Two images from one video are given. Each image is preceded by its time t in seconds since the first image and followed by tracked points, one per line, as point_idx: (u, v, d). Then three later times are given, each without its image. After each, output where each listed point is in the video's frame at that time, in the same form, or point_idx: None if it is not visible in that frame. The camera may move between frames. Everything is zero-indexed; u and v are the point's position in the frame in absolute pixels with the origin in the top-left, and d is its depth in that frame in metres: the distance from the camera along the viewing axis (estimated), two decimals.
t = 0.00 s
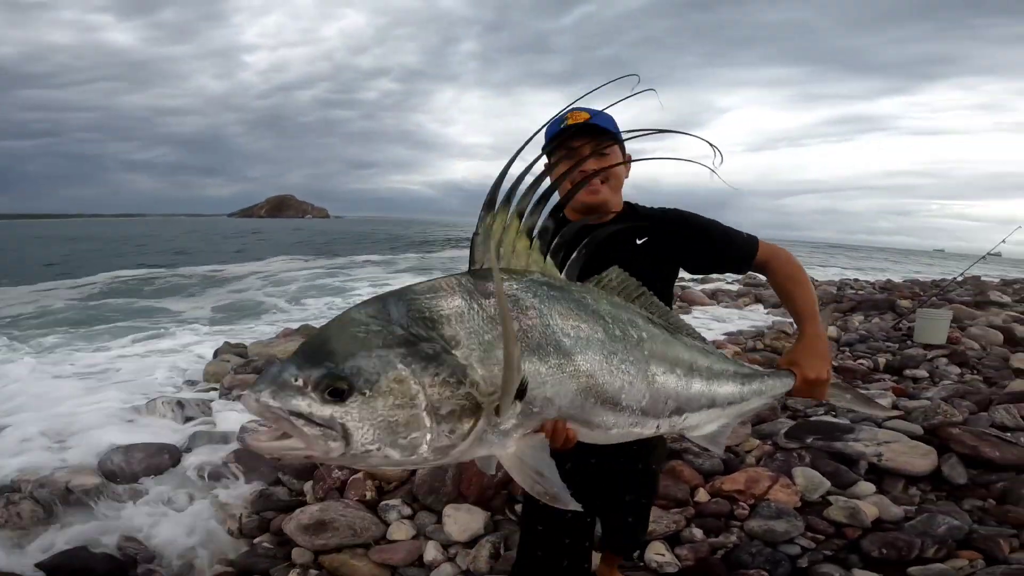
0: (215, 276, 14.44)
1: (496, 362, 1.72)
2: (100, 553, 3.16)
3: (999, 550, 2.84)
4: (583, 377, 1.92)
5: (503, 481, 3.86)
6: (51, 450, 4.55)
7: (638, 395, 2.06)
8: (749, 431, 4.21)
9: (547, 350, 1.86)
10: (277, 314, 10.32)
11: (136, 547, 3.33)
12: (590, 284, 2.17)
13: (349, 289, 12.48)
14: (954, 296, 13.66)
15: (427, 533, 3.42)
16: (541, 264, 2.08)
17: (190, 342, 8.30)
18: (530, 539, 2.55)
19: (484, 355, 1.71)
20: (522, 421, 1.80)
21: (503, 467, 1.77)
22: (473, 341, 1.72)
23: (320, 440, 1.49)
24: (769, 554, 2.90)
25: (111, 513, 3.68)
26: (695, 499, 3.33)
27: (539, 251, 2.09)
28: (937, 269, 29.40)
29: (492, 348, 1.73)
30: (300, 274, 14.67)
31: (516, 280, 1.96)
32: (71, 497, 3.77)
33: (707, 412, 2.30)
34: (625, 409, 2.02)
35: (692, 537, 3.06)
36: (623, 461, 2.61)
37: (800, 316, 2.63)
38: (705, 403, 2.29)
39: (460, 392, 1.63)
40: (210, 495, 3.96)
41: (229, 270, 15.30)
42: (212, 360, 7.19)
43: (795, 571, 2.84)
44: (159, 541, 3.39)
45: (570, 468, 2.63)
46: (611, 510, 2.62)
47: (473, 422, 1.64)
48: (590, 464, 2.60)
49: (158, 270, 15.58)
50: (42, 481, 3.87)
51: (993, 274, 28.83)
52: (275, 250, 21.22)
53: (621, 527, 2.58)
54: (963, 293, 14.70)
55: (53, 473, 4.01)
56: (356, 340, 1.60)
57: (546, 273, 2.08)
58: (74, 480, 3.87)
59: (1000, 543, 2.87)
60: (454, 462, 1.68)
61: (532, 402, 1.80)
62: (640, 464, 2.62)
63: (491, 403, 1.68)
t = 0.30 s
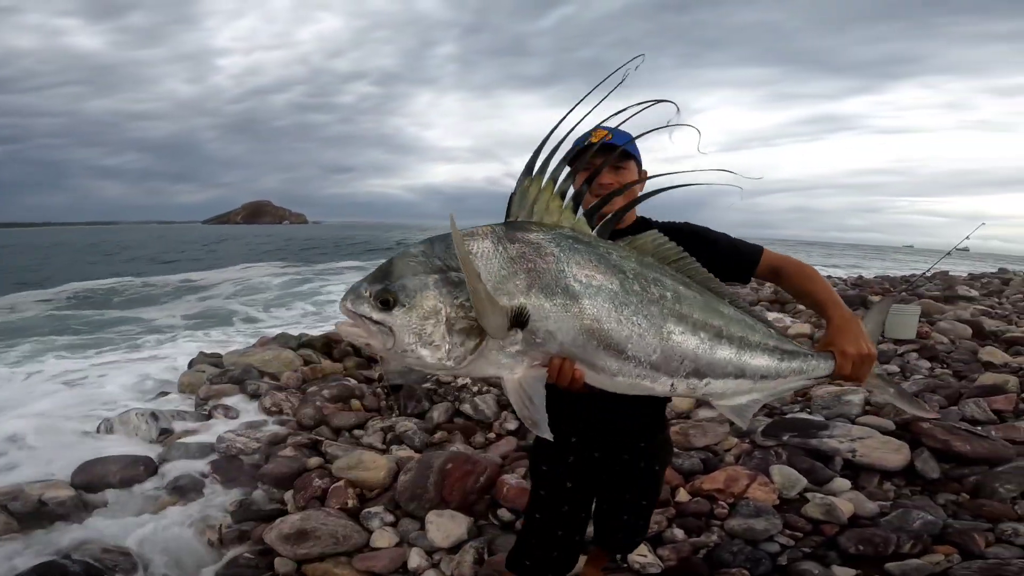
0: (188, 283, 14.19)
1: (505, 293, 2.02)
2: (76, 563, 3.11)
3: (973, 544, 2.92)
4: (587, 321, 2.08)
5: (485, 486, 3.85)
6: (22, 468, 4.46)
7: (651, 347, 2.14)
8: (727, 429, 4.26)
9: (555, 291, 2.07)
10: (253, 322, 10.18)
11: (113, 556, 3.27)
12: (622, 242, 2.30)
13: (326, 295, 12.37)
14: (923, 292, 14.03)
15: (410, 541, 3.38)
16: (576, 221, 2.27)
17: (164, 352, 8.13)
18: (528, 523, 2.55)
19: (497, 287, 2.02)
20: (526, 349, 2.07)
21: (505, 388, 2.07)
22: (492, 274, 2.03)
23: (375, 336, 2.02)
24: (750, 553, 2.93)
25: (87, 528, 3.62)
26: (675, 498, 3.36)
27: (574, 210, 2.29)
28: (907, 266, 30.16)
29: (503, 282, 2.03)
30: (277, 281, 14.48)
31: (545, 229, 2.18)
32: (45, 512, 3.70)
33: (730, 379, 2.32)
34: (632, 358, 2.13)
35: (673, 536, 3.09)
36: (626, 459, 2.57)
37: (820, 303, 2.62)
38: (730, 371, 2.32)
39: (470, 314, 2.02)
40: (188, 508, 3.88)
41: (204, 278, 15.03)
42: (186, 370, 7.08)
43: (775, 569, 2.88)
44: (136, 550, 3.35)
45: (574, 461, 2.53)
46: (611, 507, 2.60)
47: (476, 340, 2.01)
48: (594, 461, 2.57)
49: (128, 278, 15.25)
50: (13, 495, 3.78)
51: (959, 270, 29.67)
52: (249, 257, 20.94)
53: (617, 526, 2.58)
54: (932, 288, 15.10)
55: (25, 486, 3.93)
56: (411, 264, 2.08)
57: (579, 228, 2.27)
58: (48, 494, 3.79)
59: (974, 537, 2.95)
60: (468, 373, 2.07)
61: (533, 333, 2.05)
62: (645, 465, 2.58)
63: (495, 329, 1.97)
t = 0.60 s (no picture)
0: (170, 290, 14.10)
1: (476, 244, 2.13)
2: (58, 566, 3.12)
3: (940, 542, 2.99)
4: (548, 274, 2.15)
5: (467, 487, 3.90)
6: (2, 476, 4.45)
7: (608, 304, 2.20)
8: (704, 429, 4.36)
9: (521, 245, 2.14)
10: (237, 328, 10.16)
11: (95, 559, 3.28)
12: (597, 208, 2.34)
13: (311, 302, 12.37)
14: (901, 293, 14.32)
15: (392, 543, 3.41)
16: (556, 194, 2.32)
17: (146, 359, 8.09)
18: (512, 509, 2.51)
19: (470, 240, 2.13)
20: (496, 298, 2.16)
21: (481, 330, 2.20)
22: (470, 232, 2.14)
23: (387, 279, 2.22)
24: (723, 550, 3.00)
25: (69, 532, 3.63)
26: (651, 498, 3.43)
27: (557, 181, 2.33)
28: (887, 267, 30.68)
29: (475, 236, 2.14)
30: (262, 287, 14.42)
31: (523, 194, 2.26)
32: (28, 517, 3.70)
33: (694, 345, 2.32)
34: (590, 313, 2.19)
35: (648, 535, 3.15)
36: (609, 447, 2.47)
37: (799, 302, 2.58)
38: (694, 338, 2.32)
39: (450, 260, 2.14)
40: (170, 513, 3.88)
41: (187, 284, 14.93)
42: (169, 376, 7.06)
43: (748, 566, 2.95)
44: (118, 554, 3.36)
45: (556, 447, 2.47)
46: (594, 497, 2.48)
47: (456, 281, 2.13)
48: (577, 448, 2.48)
49: (109, 285, 15.11)
50: None
51: (938, 270, 30.25)
52: (233, 263, 20.81)
53: (600, 518, 2.45)
54: (909, 289, 15.41)
55: (6, 491, 3.93)
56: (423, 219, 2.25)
57: (559, 199, 2.32)
58: (31, 498, 3.80)
59: (941, 535, 3.02)
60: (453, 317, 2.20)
61: (497, 282, 2.14)
62: (627, 456, 2.47)
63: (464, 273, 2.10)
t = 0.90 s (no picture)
0: (160, 298, 14.11)
1: (440, 224, 2.24)
2: (54, 566, 3.20)
3: (912, 534, 3.10)
4: (499, 249, 2.24)
5: (453, 485, 3.99)
6: None
7: (555, 279, 2.29)
8: (686, 427, 4.47)
9: (477, 222, 2.24)
10: (227, 335, 10.20)
11: (90, 559, 3.35)
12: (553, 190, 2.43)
13: (302, 309, 12.43)
14: (885, 293, 14.56)
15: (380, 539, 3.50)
16: (516, 178, 2.44)
17: (137, 366, 8.14)
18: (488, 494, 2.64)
19: (435, 219, 2.24)
20: (459, 272, 2.29)
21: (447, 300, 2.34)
22: (435, 211, 2.25)
23: (358, 255, 2.35)
24: (700, 542, 3.11)
25: (64, 534, 3.70)
26: (632, 493, 3.54)
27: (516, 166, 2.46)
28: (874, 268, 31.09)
29: (440, 216, 2.24)
30: (252, 295, 14.46)
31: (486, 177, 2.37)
32: (22, 519, 3.77)
33: (637, 319, 2.39)
34: (537, 287, 2.28)
35: (629, 529, 3.26)
36: (575, 436, 2.53)
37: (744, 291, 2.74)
38: (639, 313, 2.39)
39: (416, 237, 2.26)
40: (163, 515, 3.95)
41: (178, 293, 14.95)
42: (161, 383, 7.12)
43: (725, 558, 3.06)
44: (112, 553, 3.44)
45: (525, 436, 2.57)
46: (564, 484, 2.56)
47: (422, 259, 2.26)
48: (547, 436, 2.58)
49: (99, 294, 15.10)
50: None
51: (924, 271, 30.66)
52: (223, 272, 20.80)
53: (571, 502, 2.53)
54: (893, 288, 15.68)
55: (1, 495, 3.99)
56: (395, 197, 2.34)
57: (519, 183, 2.44)
58: (25, 500, 3.87)
59: (913, 527, 3.13)
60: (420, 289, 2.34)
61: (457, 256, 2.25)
62: (595, 444, 2.54)
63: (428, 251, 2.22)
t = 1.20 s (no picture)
0: (143, 309, 13.88)
1: (407, 220, 2.09)
2: None
3: (923, 535, 3.01)
4: (478, 239, 2.11)
5: (444, 496, 3.86)
6: None
7: (546, 266, 2.18)
8: (682, 429, 4.37)
9: (450, 213, 2.10)
10: (211, 346, 10.01)
11: None
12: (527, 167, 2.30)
13: (288, 318, 12.24)
14: (873, 291, 14.63)
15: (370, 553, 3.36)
16: (486, 158, 2.30)
17: (117, 378, 7.94)
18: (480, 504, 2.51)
19: (400, 214, 2.09)
20: (436, 270, 2.13)
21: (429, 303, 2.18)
22: (400, 205, 2.10)
23: (314, 265, 2.17)
24: (704, 549, 3.00)
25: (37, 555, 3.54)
26: (630, 500, 3.42)
27: (482, 146, 2.32)
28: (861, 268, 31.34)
29: (405, 210, 2.10)
30: (238, 305, 14.25)
31: (454, 164, 2.21)
32: None
33: (642, 301, 2.32)
34: (526, 276, 2.16)
35: (628, 537, 3.14)
36: (571, 441, 2.41)
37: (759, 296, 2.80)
38: (638, 294, 2.32)
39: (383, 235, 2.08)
40: (142, 531, 3.80)
41: (161, 304, 14.71)
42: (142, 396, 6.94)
43: (729, 565, 2.95)
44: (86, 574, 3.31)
45: (519, 442, 2.45)
46: (561, 490, 2.44)
47: (391, 260, 2.09)
48: (540, 440, 2.46)
49: (80, 306, 14.83)
50: None
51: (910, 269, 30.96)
52: (209, 283, 20.54)
53: (568, 510, 2.42)
54: (881, 287, 15.77)
55: None
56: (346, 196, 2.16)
57: (489, 163, 2.29)
58: None
59: (923, 527, 3.04)
60: (394, 292, 2.16)
61: (430, 254, 2.10)
62: (593, 449, 2.42)
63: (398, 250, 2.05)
